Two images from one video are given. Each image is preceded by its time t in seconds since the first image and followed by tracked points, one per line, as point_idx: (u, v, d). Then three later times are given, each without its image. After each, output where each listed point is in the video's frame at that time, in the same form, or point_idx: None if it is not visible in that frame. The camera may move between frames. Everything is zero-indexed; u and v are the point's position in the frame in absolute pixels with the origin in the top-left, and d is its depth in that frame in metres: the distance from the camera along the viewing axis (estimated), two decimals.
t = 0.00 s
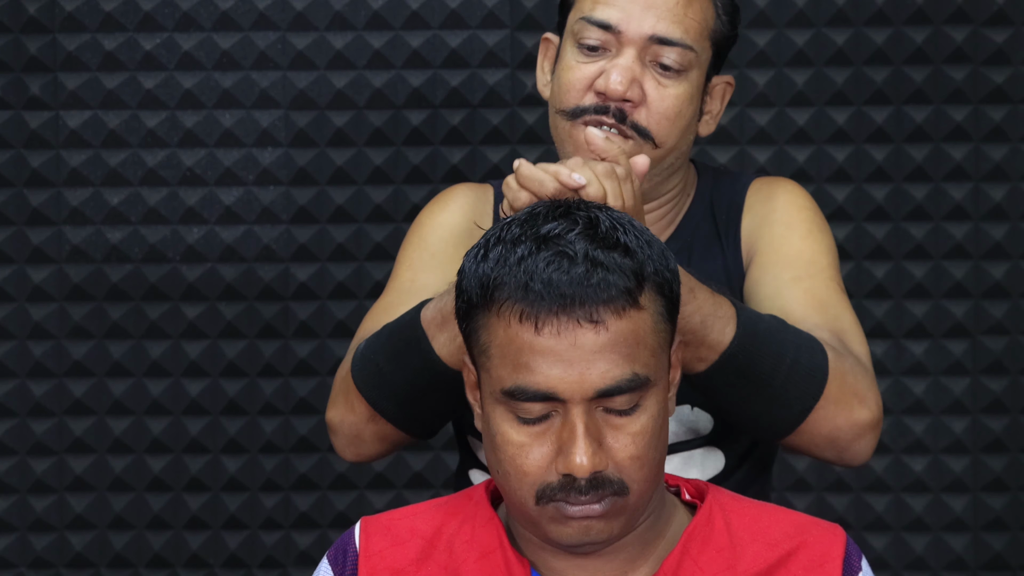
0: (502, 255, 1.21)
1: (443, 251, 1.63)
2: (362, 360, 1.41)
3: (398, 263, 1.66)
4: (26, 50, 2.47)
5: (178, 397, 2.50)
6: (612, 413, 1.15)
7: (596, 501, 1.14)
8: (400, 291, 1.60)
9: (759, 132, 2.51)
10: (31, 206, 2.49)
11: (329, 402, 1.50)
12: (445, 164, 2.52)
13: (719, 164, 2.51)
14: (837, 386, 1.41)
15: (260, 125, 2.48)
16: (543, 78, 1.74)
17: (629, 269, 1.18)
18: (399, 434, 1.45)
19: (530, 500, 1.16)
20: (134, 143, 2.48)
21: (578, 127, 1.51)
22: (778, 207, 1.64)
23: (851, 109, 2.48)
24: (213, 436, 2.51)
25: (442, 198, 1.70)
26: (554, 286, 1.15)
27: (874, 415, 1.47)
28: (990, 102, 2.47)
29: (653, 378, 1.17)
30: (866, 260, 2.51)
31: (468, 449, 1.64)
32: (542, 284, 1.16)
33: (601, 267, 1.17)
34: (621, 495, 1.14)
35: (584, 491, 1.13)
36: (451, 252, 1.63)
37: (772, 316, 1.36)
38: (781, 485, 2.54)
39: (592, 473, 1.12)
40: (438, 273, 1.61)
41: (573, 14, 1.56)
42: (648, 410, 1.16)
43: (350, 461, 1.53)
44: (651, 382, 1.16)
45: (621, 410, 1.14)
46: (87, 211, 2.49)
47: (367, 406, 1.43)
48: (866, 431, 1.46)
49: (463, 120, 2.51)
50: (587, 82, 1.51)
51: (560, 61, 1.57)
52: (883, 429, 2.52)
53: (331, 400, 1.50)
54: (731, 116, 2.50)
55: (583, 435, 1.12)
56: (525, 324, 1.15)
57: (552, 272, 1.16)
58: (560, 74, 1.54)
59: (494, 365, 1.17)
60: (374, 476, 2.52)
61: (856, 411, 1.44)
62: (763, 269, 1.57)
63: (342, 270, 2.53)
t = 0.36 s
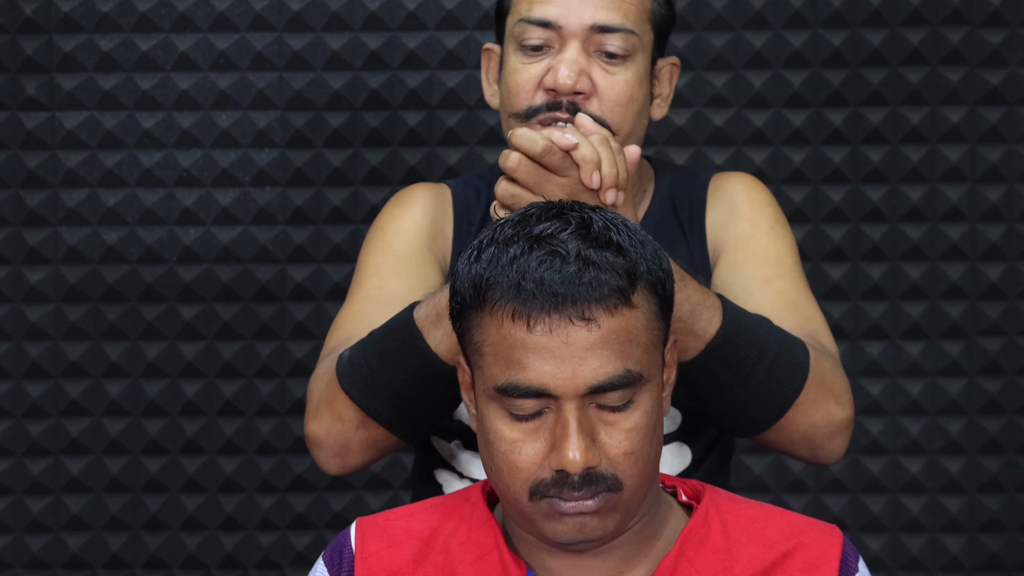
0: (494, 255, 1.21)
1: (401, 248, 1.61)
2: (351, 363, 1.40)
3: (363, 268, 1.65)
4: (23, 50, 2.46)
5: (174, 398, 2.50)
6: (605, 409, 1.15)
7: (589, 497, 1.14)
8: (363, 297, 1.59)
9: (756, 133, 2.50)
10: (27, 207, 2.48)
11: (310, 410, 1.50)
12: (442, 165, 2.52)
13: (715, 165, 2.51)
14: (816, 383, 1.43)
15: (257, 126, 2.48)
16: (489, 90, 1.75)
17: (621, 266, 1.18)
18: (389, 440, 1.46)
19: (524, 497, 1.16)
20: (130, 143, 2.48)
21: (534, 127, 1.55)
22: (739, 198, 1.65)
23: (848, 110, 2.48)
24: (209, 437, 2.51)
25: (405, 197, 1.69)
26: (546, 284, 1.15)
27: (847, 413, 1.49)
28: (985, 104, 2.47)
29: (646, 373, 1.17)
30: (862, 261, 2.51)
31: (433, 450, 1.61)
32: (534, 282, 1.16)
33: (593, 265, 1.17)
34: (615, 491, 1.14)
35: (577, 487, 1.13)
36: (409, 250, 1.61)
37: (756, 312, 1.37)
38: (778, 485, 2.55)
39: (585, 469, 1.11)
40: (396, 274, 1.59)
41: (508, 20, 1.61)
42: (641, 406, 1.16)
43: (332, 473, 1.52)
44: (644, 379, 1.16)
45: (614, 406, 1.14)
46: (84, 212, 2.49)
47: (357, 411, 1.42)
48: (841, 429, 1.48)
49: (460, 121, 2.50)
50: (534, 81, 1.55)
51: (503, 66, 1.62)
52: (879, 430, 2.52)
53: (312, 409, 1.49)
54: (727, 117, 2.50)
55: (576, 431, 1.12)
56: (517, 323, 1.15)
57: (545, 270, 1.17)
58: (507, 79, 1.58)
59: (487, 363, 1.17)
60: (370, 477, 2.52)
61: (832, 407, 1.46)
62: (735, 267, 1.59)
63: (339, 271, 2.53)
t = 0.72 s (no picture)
0: (504, 258, 1.23)
1: (298, 253, 1.64)
2: (287, 378, 1.43)
3: (255, 282, 1.66)
4: (24, 50, 2.46)
5: (175, 399, 2.50)
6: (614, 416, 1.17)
7: (597, 504, 1.16)
8: (266, 310, 1.60)
9: (756, 134, 2.50)
10: (28, 207, 2.48)
11: (240, 428, 1.50)
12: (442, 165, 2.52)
13: (716, 166, 2.51)
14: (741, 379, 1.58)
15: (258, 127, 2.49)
16: (369, 101, 1.74)
17: (632, 273, 1.20)
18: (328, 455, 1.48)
19: (532, 502, 1.18)
20: (131, 144, 2.48)
21: (432, 135, 1.57)
22: (628, 194, 1.79)
23: (847, 111, 2.48)
24: (210, 437, 2.51)
25: (287, 204, 1.71)
26: (558, 290, 1.18)
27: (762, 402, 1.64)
28: (985, 104, 2.47)
29: (655, 381, 1.19)
30: (862, 261, 2.51)
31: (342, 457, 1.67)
32: (546, 288, 1.18)
33: (605, 271, 1.20)
34: (622, 498, 1.16)
35: (586, 493, 1.15)
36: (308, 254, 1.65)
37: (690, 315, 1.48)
38: (778, 485, 2.55)
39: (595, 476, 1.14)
40: (298, 280, 1.62)
41: (389, 31, 1.62)
42: (649, 413, 1.18)
43: (265, 486, 1.53)
44: (653, 386, 1.19)
45: (624, 413, 1.16)
46: (84, 213, 2.49)
47: (298, 425, 1.45)
48: (757, 417, 1.63)
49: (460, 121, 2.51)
50: (428, 90, 1.57)
51: (388, 76, 1.64)
52: (879, 430, 2.52)
53: (242, 425, 1.50)
54: (727, 118, 2.49)
55: (586, 438, 1.14)
56: (529, 327, 1.17)
57: (556, 276, 1.19)
58: (396, 90, 1.60)
59: (497, 367, 1.19)
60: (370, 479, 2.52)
61: (751, 397, 1.61)
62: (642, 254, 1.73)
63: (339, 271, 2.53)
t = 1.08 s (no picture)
0: (525, 256, 1.27)
1: (222, 261, 1.53)
2: (257, 399, 1.35)
3: (172, 301, 1.52)
4: (26, 51, 2.46)
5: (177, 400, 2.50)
6: (629, 416, 1.19)
7: (608, 502, 1.18)
8: (198, 324, 1.47)
9: (758, 134, 2.49)
10: (30, 208, 2.48)
11: (204, 448, 1.39)
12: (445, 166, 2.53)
13: (718, 166, 2.50)
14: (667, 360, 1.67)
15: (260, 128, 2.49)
16: (269, 99, 1.73)
17: (653, 276, 1.24)
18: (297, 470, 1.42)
19: (543, 497, 1.20)
20: (134, 145, 2.49)
21: (356, 132, 1.56)
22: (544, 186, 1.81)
23: (850, 112, 2.48)
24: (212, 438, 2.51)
25: (198, 214, 1.58)
26: (580, 289, 1.21)
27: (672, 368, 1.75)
28: (987, 105, 2.47)
29: (671, 383, 1.22)
30: (864, 262, 2.51)
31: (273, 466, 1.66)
32: (568, 287, 1.22)
33: (627, 272, 1.23)
34: (633, 498, 1.19)
35: (599, 491, 1.17)
36: (235, 262, 1.54)
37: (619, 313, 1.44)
38: (780, 487, 2.55)
39: (609, 473, 1.16)
40: (229, 289, 1.50)
41: (298, 26, 1.59)
42: (663, 415, 1.21)
43: (229, 506, 1.44)
44: (668, 388, 1.22)
45: (639, 413, 1.19)
46: (87, 214, 2.49)
47: (271, 443, 1.37)
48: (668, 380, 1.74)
49: (462, 122, 2.51)
50: (348, 86, 1.55)
51: (298, 75, 1.60)
52: (881, 430, 2.52)
53: (207, 445, 1.39)
54: (729, 119, 2.49)
55: (601, 435, 1.17)
56: (549, 325, 1.21)
57: (577, 275, 1.23)
58: (311, 88, 1.57)
59: (515, 363, 1.23)
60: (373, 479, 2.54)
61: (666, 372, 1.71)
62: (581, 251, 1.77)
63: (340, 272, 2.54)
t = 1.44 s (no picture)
0: (554, 258, 1.26)
1: (233, 279, 1.53)
2: (278, 416, 1.34)
3: (186, 323, 1.52)
4: (25, 51, 2.46)
5: (177, 400, 2.50)
6: (648, 428, 1.20)
7: (621, 513, 1.19)
8: (213, 343, 1.47)
9: (758, 134, 2.49)
10: (29, 208, 2.48)
11: (229, 466, 1.39)
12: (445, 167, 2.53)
13: (718, 167, 2.50)
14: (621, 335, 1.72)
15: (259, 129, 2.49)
16: (268, 123, 1.74)
17: (681, 290, 1.24)
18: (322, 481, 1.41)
19: (555, 503, 1.22)
20: (133, 146, 2.49)
21: (353, 157, 1.57)
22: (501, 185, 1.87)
23: (849, 112, 2.48)
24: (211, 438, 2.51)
25: (204, 233, 1.58)
26: (608, 301, 1.21)
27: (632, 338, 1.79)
28: (987, 105, 2.47)
29: (690, 397, 1.23)
30: (863, 262, 2.51)
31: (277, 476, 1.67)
32: (597, 297, 1.21)
33: (656, 285, 1.23)
34: (645, 510, 1.20)
35: (613, 503, 1.18)
36: (245, 279, 1.54)
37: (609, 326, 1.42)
38: (780, 487, 2.55)
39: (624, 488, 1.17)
40: (242, 306, 1.50)
41: (292, 53, 1.60)
42: (681, 428, 1.22)
43: (257, 518, 1.44)
44: (688, 401, 1.22)
45: (657, 426, 1.20)
46: (86, 214, 2.49)
47: (293, 460, 1.36)
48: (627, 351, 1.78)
49: (462, 122, 2.51)
50: (343, 111, 1.56)
51: (293, 101, 1.62)
52: (880, 430, 2.52)
53: (231, 463, 1.39)
54: (729, 119, 2.49)
55: (618, 449, 1.18)
56: (575, 333, 1.21)
57: (606, 286, 1.22)
58: (307, 114, 1.59)
59: (536, 368, 1.23)
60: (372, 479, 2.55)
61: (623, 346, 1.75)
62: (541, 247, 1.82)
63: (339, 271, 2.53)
